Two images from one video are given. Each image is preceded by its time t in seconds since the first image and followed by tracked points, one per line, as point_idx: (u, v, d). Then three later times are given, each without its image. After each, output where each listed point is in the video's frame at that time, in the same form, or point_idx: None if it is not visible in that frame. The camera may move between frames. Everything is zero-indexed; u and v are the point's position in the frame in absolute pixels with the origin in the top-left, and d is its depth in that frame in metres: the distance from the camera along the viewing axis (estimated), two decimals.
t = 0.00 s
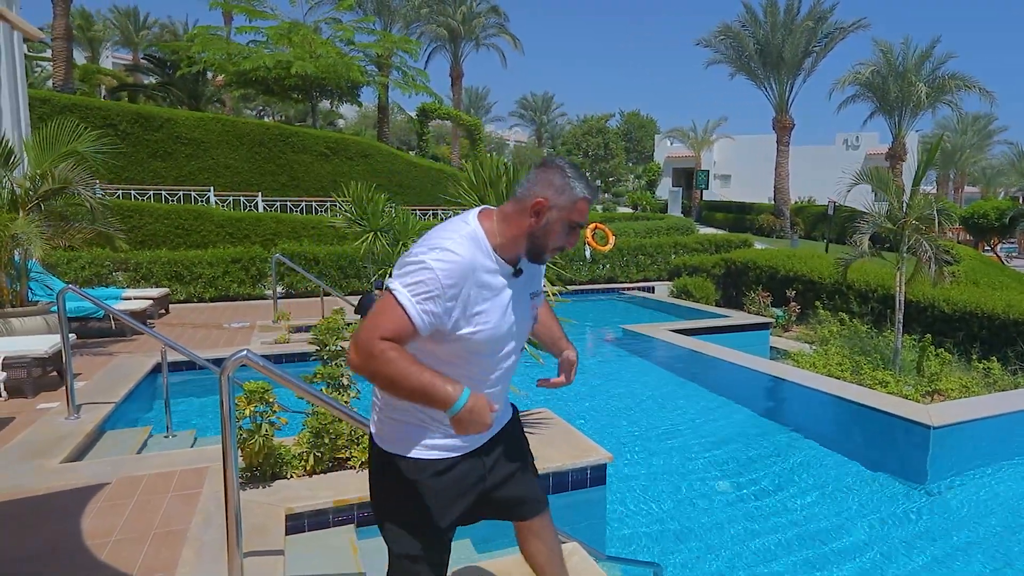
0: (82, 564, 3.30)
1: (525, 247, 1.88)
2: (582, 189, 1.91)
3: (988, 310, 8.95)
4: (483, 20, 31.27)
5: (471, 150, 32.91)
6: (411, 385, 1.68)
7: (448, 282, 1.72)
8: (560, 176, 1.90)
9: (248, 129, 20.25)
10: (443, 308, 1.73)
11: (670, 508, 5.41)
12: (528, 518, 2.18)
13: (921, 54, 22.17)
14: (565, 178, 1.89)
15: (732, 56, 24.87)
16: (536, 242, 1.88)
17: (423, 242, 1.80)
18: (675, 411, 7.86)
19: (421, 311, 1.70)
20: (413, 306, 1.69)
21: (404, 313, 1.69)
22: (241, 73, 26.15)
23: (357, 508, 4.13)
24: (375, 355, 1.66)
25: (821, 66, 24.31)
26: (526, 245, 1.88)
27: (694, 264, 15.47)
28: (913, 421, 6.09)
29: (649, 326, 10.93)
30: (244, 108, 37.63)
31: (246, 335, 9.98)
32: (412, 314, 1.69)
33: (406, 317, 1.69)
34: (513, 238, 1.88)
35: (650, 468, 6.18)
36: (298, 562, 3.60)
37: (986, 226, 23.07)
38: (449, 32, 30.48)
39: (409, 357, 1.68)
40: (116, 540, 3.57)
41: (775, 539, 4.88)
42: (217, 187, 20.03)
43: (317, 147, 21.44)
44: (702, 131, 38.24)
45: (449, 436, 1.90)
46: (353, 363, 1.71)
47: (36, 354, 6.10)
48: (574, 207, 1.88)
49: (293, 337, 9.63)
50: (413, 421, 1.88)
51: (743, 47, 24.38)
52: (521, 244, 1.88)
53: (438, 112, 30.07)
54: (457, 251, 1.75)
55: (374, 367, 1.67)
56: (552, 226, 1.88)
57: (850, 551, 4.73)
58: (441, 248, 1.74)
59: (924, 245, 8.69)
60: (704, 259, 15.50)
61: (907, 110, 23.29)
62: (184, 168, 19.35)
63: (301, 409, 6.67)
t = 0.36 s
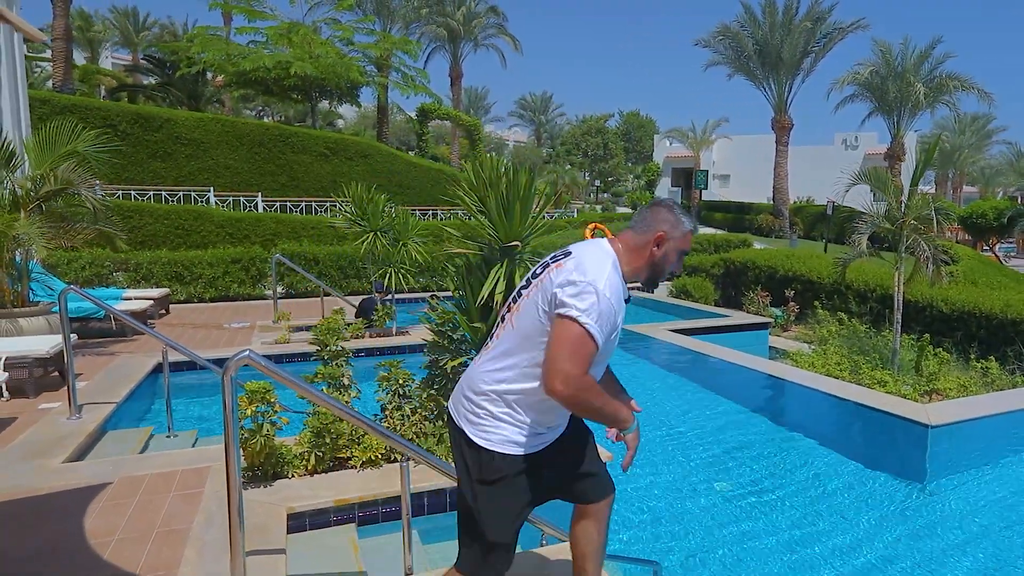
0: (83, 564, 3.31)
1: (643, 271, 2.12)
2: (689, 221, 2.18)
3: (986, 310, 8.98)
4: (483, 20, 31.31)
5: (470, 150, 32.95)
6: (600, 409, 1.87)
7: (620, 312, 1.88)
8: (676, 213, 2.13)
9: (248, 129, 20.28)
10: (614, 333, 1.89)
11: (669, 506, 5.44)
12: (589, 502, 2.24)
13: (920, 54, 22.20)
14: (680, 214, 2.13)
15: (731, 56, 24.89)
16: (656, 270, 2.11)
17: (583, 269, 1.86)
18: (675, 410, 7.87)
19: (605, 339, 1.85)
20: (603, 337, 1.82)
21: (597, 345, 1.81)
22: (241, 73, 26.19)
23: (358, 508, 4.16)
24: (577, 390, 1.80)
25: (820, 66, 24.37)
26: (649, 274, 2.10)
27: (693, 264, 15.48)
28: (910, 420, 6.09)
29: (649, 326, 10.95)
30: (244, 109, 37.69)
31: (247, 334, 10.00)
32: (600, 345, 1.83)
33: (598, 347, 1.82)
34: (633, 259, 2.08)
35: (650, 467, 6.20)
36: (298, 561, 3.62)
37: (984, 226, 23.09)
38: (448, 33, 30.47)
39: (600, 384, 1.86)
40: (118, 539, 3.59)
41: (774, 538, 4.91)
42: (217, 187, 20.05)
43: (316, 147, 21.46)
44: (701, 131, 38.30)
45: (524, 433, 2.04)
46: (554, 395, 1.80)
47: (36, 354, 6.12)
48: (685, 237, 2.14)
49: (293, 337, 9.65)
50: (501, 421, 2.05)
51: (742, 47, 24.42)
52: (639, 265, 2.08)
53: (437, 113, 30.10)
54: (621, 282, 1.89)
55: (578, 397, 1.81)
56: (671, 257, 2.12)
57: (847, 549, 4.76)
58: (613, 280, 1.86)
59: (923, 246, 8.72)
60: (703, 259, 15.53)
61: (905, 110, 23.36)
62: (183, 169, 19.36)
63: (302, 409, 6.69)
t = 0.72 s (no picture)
0: (79, 564, 3.31)
1: (635, 206, 2.41)
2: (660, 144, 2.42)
3: (981, 309, 9.01)
4: (479, 20, 31.25)
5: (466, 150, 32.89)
6: (615, 318, 2.01)
7: (609, 238, 2.11)
8: (642, 147, 2.40)
9: (244, 129, 20.22)
10: (609, 258, 2.11)
11: (665, 504, 5.47)
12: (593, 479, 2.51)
13: (916, 54, 22.24)
14: (647, 144, 2.40)
15: (727, 56, 24.88)
16: (642, 198, 2.39)
17: (567, 212, 2.15)
18: (671, 410, 7.88)
19: (601, 262, 2.07)
20: (597, 259, 2.04)
21: (593, 267, 2.03)
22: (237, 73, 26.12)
23: (354, 507, 4.16)
24: (584, 306, 1.99)
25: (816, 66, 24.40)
26: (636, 206, 2.41)
27: (689, 264, 15.49)
28: (904, 419, 6.12)
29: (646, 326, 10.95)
30: (241, 108, 37.62)
31: (244, 334, 9.99)
32: (596, 267, 2.05)
33: (594, 270, 2.04)
34: (626, 202, 2.41)
35: (646, 465, 6.23)
36: (294, 560, 3.63)
37: (980, 225, 23.12)
38: (445, 32, 30.53)
39: (607, 299, 2.04)
40: (114, 539, 3.59)
41: (768, 535, 4.95)
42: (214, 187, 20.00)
43: (312, 147, 21.41)
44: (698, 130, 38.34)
45: (553, 388, 2.27)
46: (561, 321, 2.00)
47: (32, 354, 6.10)
48: (662, 160, 2.36)
49: (290, 337, 9.63)
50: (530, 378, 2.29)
51: (738, 47, 24.41)
52: (632, 210, 2.42)
53: (434, 112, 30.03)
54: (604, 216, 2.15)
55: (585, 313, 1.99)
56: (653, 181, 2.39)
57: (840, 546, 4.80)
58: (592, 214, 2.12)
59: (918, 246, 8.75)
60: (699, 258, 15.54)
61: (901, 110, 23.40)
62: (179, 169, 19.32)
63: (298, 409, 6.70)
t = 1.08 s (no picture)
0: (73, 565, 3.30)
1: (558, 185, 2.19)
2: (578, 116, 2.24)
3: (974, 309, 9.05)
4: (475, 20, 31.22)
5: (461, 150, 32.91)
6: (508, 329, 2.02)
7: (521, 234, 2.07)
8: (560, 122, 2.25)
9: (237, 129, 20.14)
10: (521, 253, 2.07)
11: (658, 505, 5.46)
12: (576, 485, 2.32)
13: (909, 55, 22.36)
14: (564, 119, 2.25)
15: (722, 56, 24.94)
16: (563, 175, 2.19)
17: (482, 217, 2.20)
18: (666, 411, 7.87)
19: (509, 261, 2.06)
20: (499, 260, 2.05)
21: (498, 269, 2.04)
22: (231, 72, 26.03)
23: (348, 507, 4.15)
24: (484, 316, 2.01)
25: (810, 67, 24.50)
26: (559, 184, 2.19)
27: (683, 264, 15.51)
28: (897, 419, 6.15)
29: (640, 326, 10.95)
30: (234, 107, 37.50)
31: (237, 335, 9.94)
32: (503, 267, 2.05)
33: (500, 273, 2.05)
34: (555, 190, 2.20)
35: (641, 465, 6.22)
36: (288, 561, 3.61)
37: (973, 225, 23.25)
38: (439, 32, 30.41)
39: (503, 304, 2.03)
40: (106, 540, 3.57)
41: (761, 536, 4.94)
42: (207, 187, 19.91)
43: (306, 147, 21.35)
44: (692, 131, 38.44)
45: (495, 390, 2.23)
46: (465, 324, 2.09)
47: (23, 355, 6.06)
48: (572, 131, 2.19)
49: (283, 338, 9.60)
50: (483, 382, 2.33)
51: (733, 47, 24.48)
52: (567, 195, 2.20)
53: (429, 112, 30.00)
54: (520, 209, 2.10)
55: (483, 326, 2.01)
56: (568, 154, 2.20)
57: (833, 546, 4.80)
58: (507, 209, 2.11)
59: (911, 246, 8.78)
60: (693, 258, 15.57)
61: (894, 111, 23.50)
62: (173, 169, 19.24)
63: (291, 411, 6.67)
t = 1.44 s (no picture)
0: (61, 566, 3.26)
1: (497, 190, 2.09)
2: (511, 115, 2.13)
3: (966, 309, 9.08)
4: (468, 20, 31.18)
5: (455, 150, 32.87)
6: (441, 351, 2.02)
7: (455, 248, 1.99)
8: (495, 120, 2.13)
9: (229, 128, 20.05)
10: (458, 267, 2.00)
11: (652, 505, 5.44)
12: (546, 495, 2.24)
13: (902, 55, 22.45)
14: (499, 116, 2.13)
15: (715, 56, 24.97)
16: (501, 179, 2.09)
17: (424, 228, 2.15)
18: (660, 411, 7.86)
19: (445, 277, 2.00)
20: (432, 277, 2.01)
21: (433, 288, 2.00)
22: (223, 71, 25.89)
23: (340, 508, 4.12)
24: (421, 342, 2.03)
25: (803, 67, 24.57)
26: (499, 190, 2.09)
27: (677, 264, 15.53)
28: (890, 418, 6.16)
29: (634, 326, 10.94)
30: (227, 106, 37.33)
31: (229, 335, 9.90)
32: (439, 283, 2.00)
33: (437, 291, 2.01)
34: (494, 195, 2.10)
35: (634, 465, 6.21)
36: (280, 562, 3.58)
37: (965, 225, 23.37)
38: (433, 32, 30.31)
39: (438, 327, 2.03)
40: (96, 541, 3.54)
41: (754, 535, 4.93)
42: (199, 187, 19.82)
43: (299, 146, 21.27)
44: (686, 130, 38.50)
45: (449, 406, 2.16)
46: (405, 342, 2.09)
47: (12, 356, 6.01)
48: (504, 131, 2.09)
49: (276, 338, 9.55)
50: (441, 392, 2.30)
51: (726, 48, 24.51)
52: (504, 199, 2.09)
53: (422, 112, 29.94)
54: (455, 221, 2.02)
55: (418, 353, 2.03)
56: (501, 157, 2.09)
57: (826, 546, 4.79)
58: (442, 221, 2.03)
59: (904, 246, 8.81)
60: (687, 258, 15.59)
61: (887, 111, 23.58)
62: (164, 169, 19.15)
63: (284, 413, 6.65)
